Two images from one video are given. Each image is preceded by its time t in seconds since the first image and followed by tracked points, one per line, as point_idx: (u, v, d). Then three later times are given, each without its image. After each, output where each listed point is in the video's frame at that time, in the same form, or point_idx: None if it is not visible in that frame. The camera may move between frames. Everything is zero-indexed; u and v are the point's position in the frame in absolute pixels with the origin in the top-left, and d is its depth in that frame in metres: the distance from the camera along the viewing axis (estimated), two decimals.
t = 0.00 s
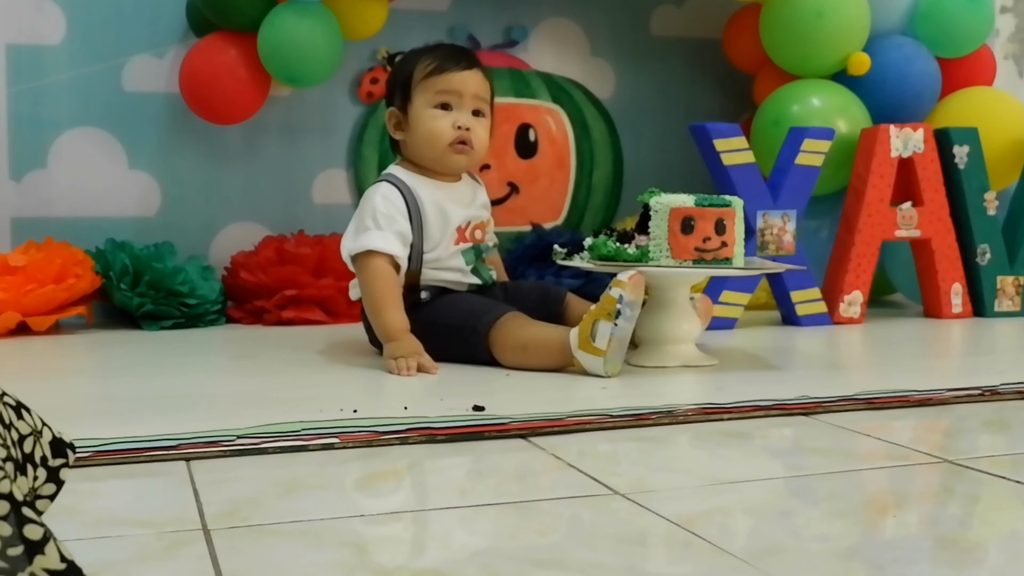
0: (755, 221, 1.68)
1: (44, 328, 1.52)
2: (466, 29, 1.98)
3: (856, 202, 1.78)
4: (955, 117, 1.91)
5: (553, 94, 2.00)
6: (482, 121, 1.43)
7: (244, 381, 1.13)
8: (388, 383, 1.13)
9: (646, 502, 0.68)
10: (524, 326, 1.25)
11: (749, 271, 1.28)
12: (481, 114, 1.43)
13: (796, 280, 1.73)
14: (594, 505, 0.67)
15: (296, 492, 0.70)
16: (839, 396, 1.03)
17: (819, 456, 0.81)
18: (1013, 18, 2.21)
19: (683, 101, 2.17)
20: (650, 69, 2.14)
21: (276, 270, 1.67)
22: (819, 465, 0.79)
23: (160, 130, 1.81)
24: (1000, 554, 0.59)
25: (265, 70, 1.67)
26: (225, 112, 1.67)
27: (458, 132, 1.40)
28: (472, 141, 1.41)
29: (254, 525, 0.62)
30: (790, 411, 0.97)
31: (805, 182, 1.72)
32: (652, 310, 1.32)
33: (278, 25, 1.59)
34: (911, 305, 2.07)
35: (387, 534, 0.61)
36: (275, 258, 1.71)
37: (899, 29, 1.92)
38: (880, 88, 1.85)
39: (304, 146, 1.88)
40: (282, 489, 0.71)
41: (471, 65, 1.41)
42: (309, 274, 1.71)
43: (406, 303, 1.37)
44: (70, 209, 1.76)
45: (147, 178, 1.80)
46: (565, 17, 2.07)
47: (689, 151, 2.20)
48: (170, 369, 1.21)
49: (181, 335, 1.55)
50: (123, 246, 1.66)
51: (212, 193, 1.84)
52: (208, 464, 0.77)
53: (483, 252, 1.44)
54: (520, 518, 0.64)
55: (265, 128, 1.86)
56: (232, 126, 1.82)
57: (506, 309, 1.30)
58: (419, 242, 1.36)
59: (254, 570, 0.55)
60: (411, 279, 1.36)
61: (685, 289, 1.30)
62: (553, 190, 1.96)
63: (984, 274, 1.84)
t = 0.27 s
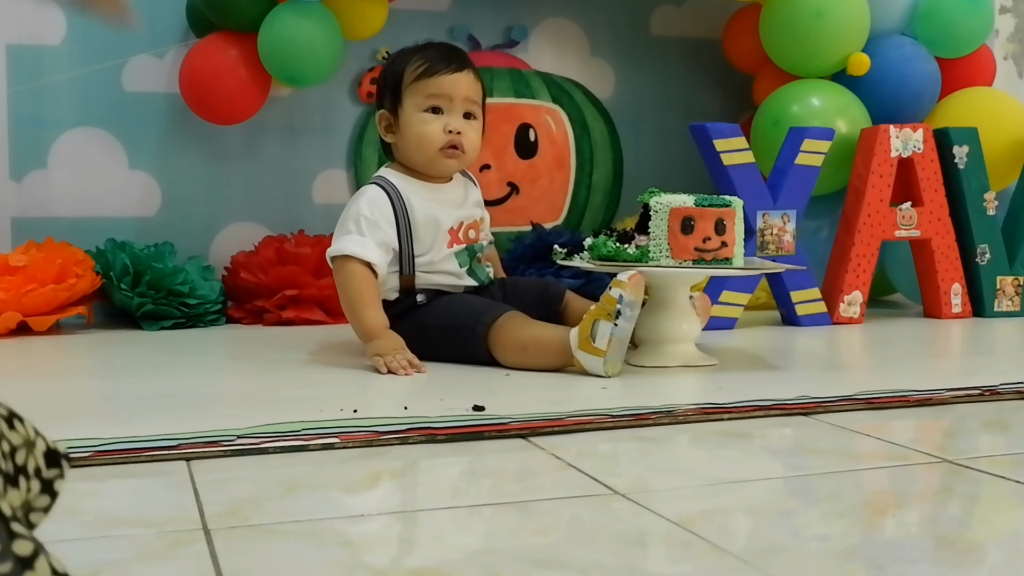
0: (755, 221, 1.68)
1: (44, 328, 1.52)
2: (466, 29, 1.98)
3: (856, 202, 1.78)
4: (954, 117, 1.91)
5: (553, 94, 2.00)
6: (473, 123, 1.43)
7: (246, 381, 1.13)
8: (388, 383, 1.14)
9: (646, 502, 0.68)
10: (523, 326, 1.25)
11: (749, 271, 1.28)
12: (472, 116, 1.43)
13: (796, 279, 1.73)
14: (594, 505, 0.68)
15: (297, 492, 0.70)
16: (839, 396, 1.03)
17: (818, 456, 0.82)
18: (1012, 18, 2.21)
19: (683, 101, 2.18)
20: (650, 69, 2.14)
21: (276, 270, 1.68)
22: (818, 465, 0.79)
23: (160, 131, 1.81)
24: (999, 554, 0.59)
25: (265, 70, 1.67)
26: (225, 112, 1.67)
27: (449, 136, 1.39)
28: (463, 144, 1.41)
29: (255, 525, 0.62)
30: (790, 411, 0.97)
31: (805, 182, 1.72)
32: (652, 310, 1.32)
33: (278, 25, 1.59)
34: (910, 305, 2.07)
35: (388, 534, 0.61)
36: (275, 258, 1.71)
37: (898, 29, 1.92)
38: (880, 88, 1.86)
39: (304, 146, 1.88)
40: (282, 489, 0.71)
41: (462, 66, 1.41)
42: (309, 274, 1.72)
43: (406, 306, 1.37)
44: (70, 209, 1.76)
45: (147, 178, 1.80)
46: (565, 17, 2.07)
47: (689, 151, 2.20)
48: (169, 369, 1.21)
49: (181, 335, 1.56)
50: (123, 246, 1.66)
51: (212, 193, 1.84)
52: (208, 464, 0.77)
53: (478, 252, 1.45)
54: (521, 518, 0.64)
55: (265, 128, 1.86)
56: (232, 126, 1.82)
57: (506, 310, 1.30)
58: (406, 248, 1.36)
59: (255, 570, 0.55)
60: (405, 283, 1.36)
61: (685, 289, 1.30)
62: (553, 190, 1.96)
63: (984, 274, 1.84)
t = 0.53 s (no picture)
0: (755, 221, 1.68)
1: (43, 328, 1.52)
2: (466, 29, 1.98)
3: (856, 202, 1.78)
4: (954, 117, 1.91)
5: (553, 94, 1.99)
6: (465, 134, 1.42)
7: (246, 380, 1.13)
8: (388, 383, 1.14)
9: (647, 502, 0.68)
10: (522, 325, 1.25)
11: (749, 271, 1.28)
12: (464, 126, 1.41)
13: (796, 279, 1.73)
14: (594, 505, 0.68)
15: (297, 492, 0.70)
16: (839, 396, 1.03)
17: (819, 456, 0.82)
18: (1012, 18, 2.21)
19: (683, 101, 2.18)
20: (650, 69, 2.14)
21: (276, 270, 1.68)
22: (818, 465, 0.79)
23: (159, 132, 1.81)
24: (999, 554, 0.59)
25: (265, 70, 1.67)
26: (225, 112, 1.67)
27: (439, 148, 1.39)
28: (454, 156, 1.40)
29: (255, 525, 0.62)
30: (790, 411, 0.97)
31: (804, 183, 1.72)
32: (652, 309, 1.33)
33: (278, 25, 1.59)
34: (909, 305, 2.07)
35: (389, 534, 0.61)
36: (275, 259, 1.71)
37: (898, 29, 1.92)
38: (880, 88, 1.86)
39: (304, 146, 1.89)
40: (283, 489, 0.71)
41: (453, 77, 1.39)
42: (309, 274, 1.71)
43: (403, 310, 1.37)
44: (70, 208, 1.76)
45: (148, 178, 1.81)
46: (565, 17, 2.07)
47: (689, 151, 2.20)
48: (170, 369, 1.21)
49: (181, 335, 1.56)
50: (123, 245, 1.66)
51: (212, 193, 1.84)
52: (209, 464, 0.77)
53: (472, 255, 1.45)
54: (522, 518, 0.64)
55: (265, 129, 1.86)
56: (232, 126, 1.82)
57: (504, 309, 1.30)
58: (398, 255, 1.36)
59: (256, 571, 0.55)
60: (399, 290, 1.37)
61: (685, 289, 1.30)
62: (553, 190, 1.95)
63: (983, 274, 1.84)
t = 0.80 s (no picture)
0: (755, 221, 1.68)
1: (43, 328, 1.53)
2: (466, 29, 1.99)
3: (856, 202, 1.78)
4: (954, 117, 1.91)
5: (553, 94, 1.99)
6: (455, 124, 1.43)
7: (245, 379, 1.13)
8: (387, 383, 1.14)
9: (647, 502, 0.68)
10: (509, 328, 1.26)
11: (749, 271, 1.27)
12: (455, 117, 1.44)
13: (796, 280, 1.73)
14: (593, 505, 0.68)
15: (297, 492, 0.70)
16: (839, 396, 1.03)
17: (818, 456, 0.82)
18: (1013, 18, 2.21)
19: (683, 101, 2.18)
20: (650, 69, 2.14)
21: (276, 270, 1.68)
22: (818, 465, 0.79)
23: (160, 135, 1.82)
24: (999, 554, 0.59)
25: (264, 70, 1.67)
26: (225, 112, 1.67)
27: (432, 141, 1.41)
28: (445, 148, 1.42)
29: (255, 525, 0.62)
30: (789, 411, 0.97)
31: (804, 182, 1.72)
32: (652, 310, 1.32)
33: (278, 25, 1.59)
34: (909, 305, 2.07)
35: (389, 534, 0.61)
36: (275, 259, 1.71)
37: (898, 29, 1.92)
38: (880, 88, 1.86)
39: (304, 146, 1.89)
40: (283, 489, 0.71)
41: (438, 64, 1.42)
42: (309, 274, 1.72)
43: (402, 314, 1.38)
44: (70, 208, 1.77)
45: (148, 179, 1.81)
46: (565, 17, 2.07)
47: (689, 151, 2.20)
48: (170, 369, 1.21)
49: (181, 334, 1.56)
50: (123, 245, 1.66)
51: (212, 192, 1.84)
52: (209, 464, 0.77)
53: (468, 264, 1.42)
54: (522, 518, 0.64)
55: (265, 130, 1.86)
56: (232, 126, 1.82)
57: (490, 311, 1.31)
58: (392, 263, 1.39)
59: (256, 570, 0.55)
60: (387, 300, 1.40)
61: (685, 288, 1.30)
62: (553, 189, 1.95)
63: (983, 274, 1.84)
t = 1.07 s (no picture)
0: (755, 221, 1.68)
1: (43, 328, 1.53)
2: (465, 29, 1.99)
3: (856, 202, 1.78)
4: (954, 117, 1.91)
5: (553, 94, 1.99)
6: (494, 103, 1.57)
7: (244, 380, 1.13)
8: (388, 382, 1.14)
9: (647, 503, 0.68)
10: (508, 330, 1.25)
11: (748, 271, 1.27)
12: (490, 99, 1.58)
13: (796, 279, 1.73)
14: (593, 505, 0.68)
15: (298, 491, 0.70)
16: (839, 396, 1.03)
17: (818, 456, 0.82)
18: (1013, 18, 2.21)
19: (683, 101, 2.18)
20: (650, 69, 2.14)
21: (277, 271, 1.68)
22: (819, 465, 0.79)
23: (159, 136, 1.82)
24: (999, 554, 0.59)
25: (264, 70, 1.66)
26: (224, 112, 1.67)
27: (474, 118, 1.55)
28: (487, 125, 1.56)
29: (255, 525, 0.62)
30: (790, 411, 0.97)
31: (804, 182, 1.72)
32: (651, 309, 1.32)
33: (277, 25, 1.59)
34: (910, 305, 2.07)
35: (390, 534, 0.61)
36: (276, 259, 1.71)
37: (898, 29, 1.92)
38: (880, 88, 1.86)
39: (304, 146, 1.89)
40: (283, 489, 0.71)
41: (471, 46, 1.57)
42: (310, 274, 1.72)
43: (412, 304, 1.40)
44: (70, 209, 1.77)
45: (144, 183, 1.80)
46: (565, 17, 2.07)
47: (689, 151, 2.20)
48: (170, 369, 1.21)
49: (181, 334, 1.56)
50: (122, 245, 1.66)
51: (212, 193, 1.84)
52: (209, 464, 0.77)
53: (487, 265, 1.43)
54: (522, 518, 0.64)
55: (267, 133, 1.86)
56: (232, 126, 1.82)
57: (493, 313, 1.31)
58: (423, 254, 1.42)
59: (256, 570, 0.55)
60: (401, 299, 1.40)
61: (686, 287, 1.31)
62: (553, 190, 1.95)
63: (983, 274, 1.84)
